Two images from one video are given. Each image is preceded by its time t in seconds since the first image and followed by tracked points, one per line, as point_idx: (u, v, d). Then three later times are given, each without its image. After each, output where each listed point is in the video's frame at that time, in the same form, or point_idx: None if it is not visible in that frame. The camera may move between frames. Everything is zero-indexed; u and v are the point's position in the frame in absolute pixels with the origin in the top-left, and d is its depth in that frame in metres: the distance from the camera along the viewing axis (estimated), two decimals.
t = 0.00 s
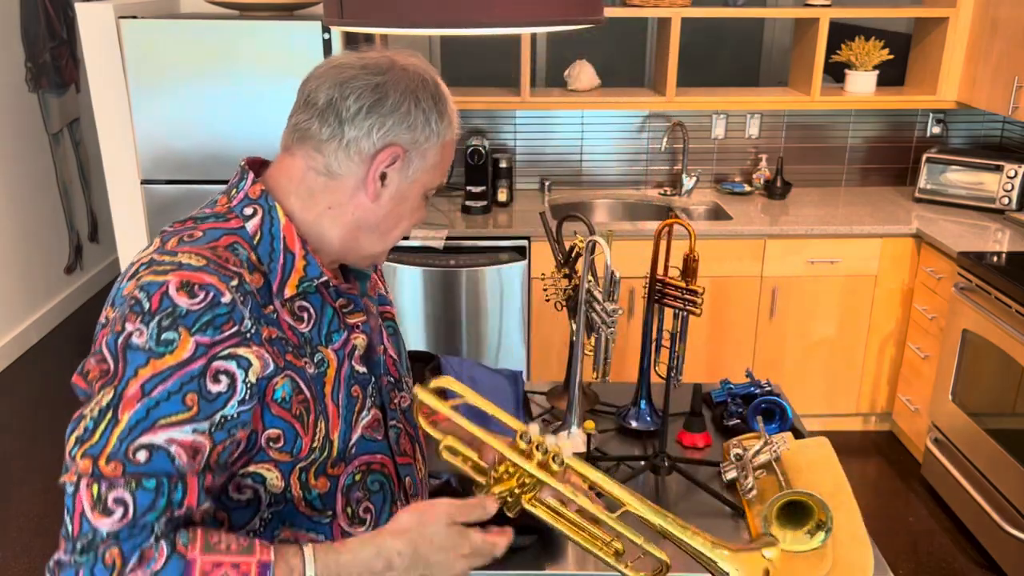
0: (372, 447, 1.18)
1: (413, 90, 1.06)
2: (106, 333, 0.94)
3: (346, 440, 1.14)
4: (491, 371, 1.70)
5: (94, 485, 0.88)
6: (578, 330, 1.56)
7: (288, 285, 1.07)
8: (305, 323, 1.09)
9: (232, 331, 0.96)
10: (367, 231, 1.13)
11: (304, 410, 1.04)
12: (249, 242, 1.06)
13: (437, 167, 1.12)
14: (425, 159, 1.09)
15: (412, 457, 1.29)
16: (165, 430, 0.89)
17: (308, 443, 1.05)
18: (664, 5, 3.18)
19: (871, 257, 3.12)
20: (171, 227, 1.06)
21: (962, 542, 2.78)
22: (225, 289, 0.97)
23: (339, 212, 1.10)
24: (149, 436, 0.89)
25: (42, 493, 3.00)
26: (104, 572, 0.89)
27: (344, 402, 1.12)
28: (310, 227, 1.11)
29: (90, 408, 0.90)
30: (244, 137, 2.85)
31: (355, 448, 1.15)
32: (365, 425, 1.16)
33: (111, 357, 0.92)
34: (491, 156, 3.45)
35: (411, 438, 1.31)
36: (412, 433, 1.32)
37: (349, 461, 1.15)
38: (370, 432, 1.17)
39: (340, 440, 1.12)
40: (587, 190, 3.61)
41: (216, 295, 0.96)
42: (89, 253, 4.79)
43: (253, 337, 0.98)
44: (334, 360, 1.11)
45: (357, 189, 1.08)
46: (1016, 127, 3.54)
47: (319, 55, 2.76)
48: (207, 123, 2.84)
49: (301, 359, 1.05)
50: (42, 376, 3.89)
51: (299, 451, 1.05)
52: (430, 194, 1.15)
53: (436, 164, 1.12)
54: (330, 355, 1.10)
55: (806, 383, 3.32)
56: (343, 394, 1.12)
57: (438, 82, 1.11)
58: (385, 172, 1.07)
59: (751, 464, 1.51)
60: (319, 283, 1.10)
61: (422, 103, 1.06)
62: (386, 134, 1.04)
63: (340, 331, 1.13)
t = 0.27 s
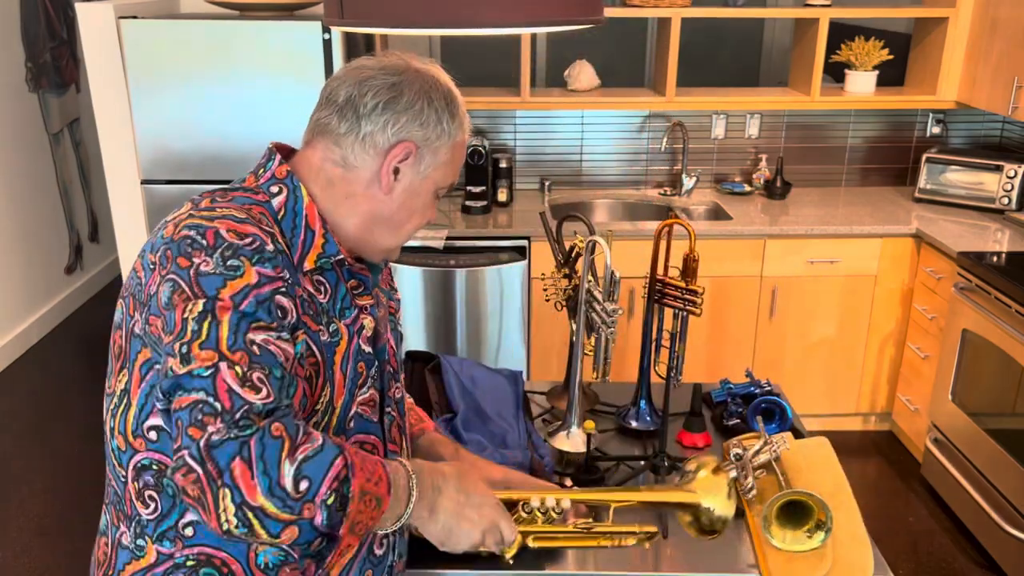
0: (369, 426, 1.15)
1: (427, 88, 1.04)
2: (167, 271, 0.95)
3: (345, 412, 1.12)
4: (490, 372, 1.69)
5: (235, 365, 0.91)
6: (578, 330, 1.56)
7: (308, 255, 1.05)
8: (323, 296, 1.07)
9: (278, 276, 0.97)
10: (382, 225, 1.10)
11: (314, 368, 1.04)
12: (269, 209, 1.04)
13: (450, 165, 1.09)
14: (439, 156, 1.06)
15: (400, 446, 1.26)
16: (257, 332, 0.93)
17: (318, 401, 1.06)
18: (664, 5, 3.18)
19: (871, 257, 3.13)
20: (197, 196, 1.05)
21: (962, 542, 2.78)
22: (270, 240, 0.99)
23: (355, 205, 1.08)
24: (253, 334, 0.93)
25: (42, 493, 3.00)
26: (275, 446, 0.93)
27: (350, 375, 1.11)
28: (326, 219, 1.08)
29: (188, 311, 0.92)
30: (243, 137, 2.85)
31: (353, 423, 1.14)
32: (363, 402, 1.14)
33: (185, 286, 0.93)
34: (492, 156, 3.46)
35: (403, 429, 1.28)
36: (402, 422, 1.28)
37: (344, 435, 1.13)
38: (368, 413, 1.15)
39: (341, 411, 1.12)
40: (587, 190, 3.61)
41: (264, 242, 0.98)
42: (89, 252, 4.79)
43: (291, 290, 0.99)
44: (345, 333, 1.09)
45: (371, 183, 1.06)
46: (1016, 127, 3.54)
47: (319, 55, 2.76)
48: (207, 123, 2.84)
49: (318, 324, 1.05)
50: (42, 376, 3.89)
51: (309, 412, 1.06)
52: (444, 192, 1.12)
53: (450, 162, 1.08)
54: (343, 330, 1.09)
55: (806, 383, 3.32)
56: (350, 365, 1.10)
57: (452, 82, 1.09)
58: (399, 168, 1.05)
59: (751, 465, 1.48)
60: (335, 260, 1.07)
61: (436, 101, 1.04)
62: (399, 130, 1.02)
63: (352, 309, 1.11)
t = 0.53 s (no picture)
0: (353, 424, 1.16)
1: (402, 85, 1.06)
2: (126, 289, 0.92)
3: (332, 412, 1.13)
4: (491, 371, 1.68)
5: (157, 412, 0.87)
6: (578, 330, 1.56)
7: (285, 260, 1.05)
8: (304, 297, 1.08)
9: (247, 290, 0.95)
10: (361, 222, 1.12)
11: (297, 372, 1.04)
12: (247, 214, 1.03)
13: (429, 161, 1.11)
14: (416, 151, 1.08)
15: (382, 443, 1.25)
16: (199, 367, 0.89)
17: (298, 405, 1.06)
18: (664, 5, 3.18)
19: (871, 257, 3.13)
20: (176, 202, 1.04)
21: (962, 542, 2.78)
22: (240, 252, 0.96)
23: (333, 203, 1.09)
24: (189, 373, 0.88)
25: (42, 493, 3.00)
26: (179, 501, 0.89)
27: (335, 376, 1.12)
28: (305, 217, 1.09)
29: (127, 342, 0.88)
30: (243, 137, 2.85)
31: (338, 423, 1.14)
32: (349, 401, 1.15)
33: (138, 310, 0.89)
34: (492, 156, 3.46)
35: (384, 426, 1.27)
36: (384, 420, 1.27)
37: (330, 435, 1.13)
38: (353, 411, 1.15)
39: (327, 411, 1.12)
40: (587, 190, 3.61)
41: (231, 255, 0.95)
42: (89, 252, 4.79)
43: (265, 299, 0.98)
44: (327, 335, 1.10)
45: (349, 180, 1.07)
46: (1016, 127, 3.54)
47: (319, 55, 2.76)
48: (207, 123, 2.83)
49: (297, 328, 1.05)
50: (42, 376, 3.89)
51: (287, 417, 1.05)
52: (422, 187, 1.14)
53: (428, 158, 1.10)
54: (326, 330, 1.10)
55: (806, 383, 3.32)
56: (333, 365, 1.11)
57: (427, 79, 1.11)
58: (376, 164, 1.06)
59: (751, 465, 1.51)
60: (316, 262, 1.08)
61: (413, 97, 1.06)
62: (374, 126, 1.04)
63: (333, 309, 1.12)
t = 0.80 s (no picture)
0: (260, 442, 1.10)
1: (290, 80, 0.98)
2: None
3: (232, 432, 1.07)
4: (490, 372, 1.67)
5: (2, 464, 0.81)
6: (578, 330, 1.56)
7: (173, 279, 0.98)
8: (197, 316, 1.01)
9: (115, 320, 0.90)
10: (260, 230, 1.03)
11: (183, 400, 0.99)
12: (132, 233, 0.96)
13: (328, 158, 1.02)
14: (313, 148, 1.00)
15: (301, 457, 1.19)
16: (53, 412, 0.84)
17: (185, 432, 1.01)
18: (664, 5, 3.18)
19: (871, 257, 3.13)
20: (61, 218, 0.97)
21: (962, 542, 2.78)
22: (107, 280, 0.90)
23: (225, 211, 1.01)
24: (39, 419, 0.83)
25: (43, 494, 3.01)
26: (16, 557, 0.83)
27: (233, 397, 1.06)
28: (195, 233, 1.01)
29: None
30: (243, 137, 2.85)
31: (241, 443, 1.08)
32: (253, 419, 1.09)
33: None
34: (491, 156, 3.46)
35: (305, 440, 1.20)
36: (304, 434, 1.20)
37: (232, 455, 1.08)
38: (259, 427, 1.10)
39: (225, 432, 1.06)
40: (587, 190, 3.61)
41: (96, 285, 0.89)
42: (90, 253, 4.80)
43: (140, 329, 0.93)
44: (225, 356, 1.04)
45: (240, 185, 0.99)
46: (1015, 127, 3.54)
47: (319, 55, 2.76)
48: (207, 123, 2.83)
49: (183, 352, 0.99)
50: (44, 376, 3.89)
51: (176, 443, 1.00)
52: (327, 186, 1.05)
53: (328, 154, 1.02)
54: (221, 350, 1.04)
55: (806, 383, 3.32)
56: (230, 386, 1.05)
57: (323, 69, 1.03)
58: (269, 167, 0.98)
59: (751, 465, 1.50)
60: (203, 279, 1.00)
61: (304, 91, 0.98)
62: (261, 126, 0.96)
63: (231, 325, 1.06)
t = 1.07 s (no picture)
0: (123, 462, 1.02)
1: (124, 86, 0.92)
2: None
3: (88, 457, 0.99)
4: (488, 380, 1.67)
5: None
6: (578, 329, 1.57)
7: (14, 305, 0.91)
8: (45, 340, 0.95)
9: None
10: (109, 244, 0.96)
11: (26, 427, 0.92)
12: None
13: (177, 163, 0.97)
14: (155, 155, 0.94)
15: (176, 474, 1.10)
16: None
17: (35, 460, 0.94)
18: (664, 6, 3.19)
19: (871, 257, 3.13)
20: None
21: (962, 542, 2.79)
22: None
23: (71, 228, 0.94)
24: None
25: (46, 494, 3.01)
26: None
27: (88, 421, 0.98)
28: (38, 253, 0.94)
29: None
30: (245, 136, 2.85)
31: (100, 464, 1.00)
32: (115, 440, 1.01)
33: None
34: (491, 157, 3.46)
35: (182, 457, 1.12)
36: (182, 450, 1.12)
37: (91, 477, 0.99)
38: (123, 445, 1.02)
39: (78, 457, 0.98)
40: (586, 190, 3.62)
41: None
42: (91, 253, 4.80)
43: None
44: (77, 376, 0.97)
45: (79, 198, 0.92)
46: (1015, 127, 3.54)
47: (320, 55, 2.77)
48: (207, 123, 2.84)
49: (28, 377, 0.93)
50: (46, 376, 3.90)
51: (22, 467, 0.93)
52: (181, 192, 0.99)
53: (178, 158, 0.96)
54: (72, 372, 0.97)
55: (806, 383, 3.33)
56: (84, 410, 0.98)
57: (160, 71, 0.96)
58: (107, 179, 0.92)
59: (751, 464, 1.50)
60: (51, 302, 0.94)
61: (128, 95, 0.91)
62: (95, 134, 0.90)
63: (86, 346, 0.98)
